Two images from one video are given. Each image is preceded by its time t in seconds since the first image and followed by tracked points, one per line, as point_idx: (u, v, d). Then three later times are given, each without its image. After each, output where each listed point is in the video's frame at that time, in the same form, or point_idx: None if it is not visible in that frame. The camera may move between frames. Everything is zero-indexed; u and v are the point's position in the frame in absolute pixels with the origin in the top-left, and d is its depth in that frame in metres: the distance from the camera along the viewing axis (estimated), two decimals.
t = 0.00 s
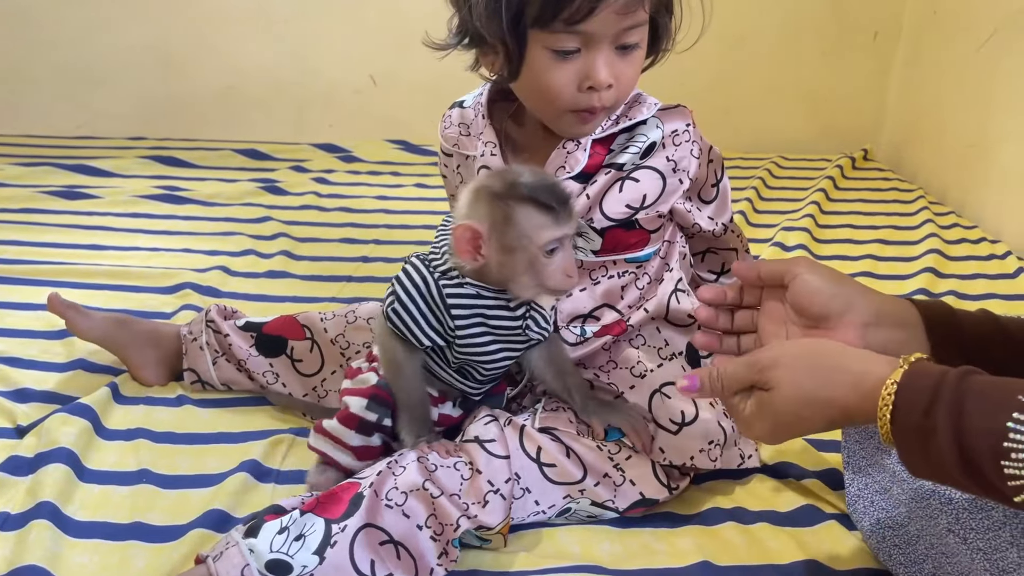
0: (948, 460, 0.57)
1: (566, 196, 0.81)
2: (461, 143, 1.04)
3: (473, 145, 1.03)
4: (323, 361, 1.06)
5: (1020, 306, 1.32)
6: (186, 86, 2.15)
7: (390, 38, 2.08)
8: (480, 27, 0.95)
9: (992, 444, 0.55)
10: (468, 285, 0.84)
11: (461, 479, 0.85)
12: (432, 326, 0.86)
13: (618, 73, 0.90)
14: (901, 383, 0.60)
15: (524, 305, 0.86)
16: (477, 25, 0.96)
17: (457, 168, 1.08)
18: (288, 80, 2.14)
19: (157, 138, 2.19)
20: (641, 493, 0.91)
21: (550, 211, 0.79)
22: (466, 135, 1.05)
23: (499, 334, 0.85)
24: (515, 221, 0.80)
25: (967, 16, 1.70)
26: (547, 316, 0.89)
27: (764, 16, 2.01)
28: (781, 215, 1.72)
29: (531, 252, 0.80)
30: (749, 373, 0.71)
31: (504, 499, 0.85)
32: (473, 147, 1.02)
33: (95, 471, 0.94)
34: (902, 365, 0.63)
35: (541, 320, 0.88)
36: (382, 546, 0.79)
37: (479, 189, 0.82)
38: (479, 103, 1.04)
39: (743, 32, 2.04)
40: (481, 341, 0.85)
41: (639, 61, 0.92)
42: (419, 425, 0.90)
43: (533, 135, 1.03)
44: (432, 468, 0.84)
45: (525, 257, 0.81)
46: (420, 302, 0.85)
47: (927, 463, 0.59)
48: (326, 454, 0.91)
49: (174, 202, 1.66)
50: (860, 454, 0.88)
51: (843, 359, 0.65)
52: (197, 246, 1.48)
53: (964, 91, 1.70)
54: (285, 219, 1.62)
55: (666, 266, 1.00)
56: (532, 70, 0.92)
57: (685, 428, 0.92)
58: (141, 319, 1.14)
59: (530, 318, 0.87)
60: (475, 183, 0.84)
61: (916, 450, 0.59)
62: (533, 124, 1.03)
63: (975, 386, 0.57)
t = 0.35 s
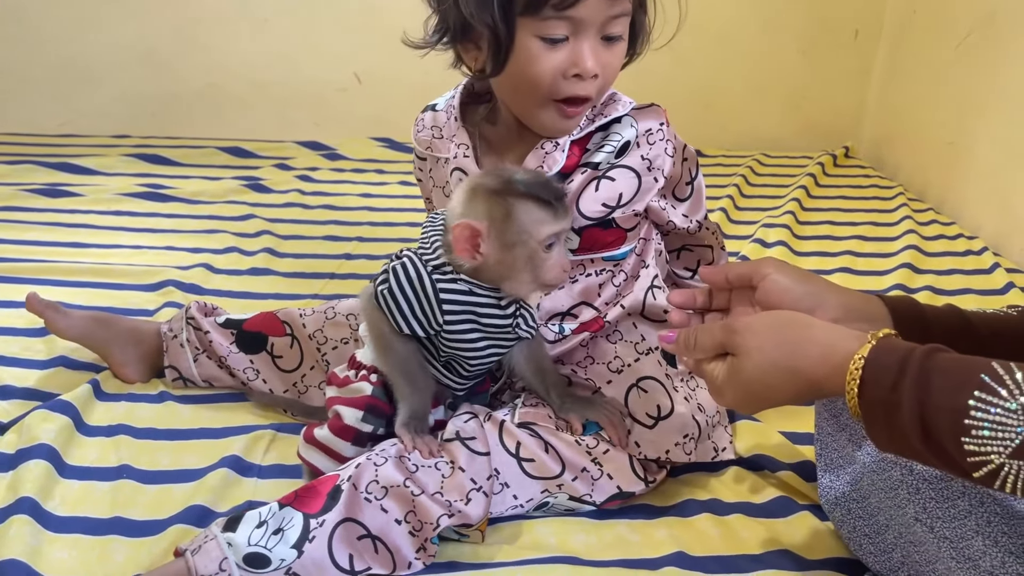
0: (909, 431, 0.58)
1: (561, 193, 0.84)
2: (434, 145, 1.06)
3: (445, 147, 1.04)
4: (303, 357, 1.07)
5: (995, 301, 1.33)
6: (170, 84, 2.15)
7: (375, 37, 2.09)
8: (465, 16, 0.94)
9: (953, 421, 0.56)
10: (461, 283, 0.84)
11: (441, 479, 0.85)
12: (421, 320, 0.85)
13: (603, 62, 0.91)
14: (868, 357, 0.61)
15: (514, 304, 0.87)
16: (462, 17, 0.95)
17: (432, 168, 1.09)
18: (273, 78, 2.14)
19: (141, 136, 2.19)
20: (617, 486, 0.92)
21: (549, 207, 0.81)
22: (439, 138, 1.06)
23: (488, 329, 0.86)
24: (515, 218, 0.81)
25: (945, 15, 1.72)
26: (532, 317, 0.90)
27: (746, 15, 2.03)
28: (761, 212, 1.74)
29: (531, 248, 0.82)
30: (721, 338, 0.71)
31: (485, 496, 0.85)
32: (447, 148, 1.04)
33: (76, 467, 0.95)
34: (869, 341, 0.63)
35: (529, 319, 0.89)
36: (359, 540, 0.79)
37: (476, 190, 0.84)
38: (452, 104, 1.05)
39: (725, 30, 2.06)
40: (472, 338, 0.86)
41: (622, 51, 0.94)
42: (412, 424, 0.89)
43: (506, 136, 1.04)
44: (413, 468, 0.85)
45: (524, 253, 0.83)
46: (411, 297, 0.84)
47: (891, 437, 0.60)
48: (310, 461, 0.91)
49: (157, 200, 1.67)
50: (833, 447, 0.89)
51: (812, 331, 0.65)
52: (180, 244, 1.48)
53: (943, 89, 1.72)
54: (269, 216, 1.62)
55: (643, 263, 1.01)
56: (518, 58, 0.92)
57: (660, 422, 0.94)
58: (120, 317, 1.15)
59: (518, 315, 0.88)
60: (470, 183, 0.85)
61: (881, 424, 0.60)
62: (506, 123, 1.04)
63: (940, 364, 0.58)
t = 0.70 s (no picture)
0: (904, 432, 0.58)
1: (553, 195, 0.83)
2: (420, 142, 1.05)
3: (431, 144, 1.04)
4: (289, 355, 1.06)
5: (982, 297, 1.34)
6: (158, 83, 2.13)
7: (364, 36, 2.08)
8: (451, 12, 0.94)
9: (948, 421, 0.55)
10: (439, 278, 0.84)
11: (428, 477, 0.84)
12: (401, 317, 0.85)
13: (590, 58, 0.91)
14: (861, 359, 0.61)
15: (495, 300, 0.86)
16: (447, 14, 0.95)
17: (419, 168, 1.08)
18: (261, 78, 2.13)
19: (129, 136, 2.18)
20: (605, 482, 0.91)
21: (544, 208, 0.81)
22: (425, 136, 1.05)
23: (469, 325, 0.85)
24: (513, 219, 0.80)
25: (933, 14, 1.72)
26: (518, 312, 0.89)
27: (735, 13, 2.03)
28: (750, 210, 1.74)
29: (525, 250, 0.81)
30: (714, 345, 0.71)
31: (473, 493, 0.85)
32: (434, 146, 1.03)
33: (59, 467, 0.94)
34: (861, 343, 0.63)
35: (512, 315, 0.88)
36: (345, 539, 0.79)
37: (471, 189, 0.82)
38: (438, 103, 1.05)
39: (715, 28, 2.06)
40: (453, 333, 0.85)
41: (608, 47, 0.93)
42: (397, 422, 0.88)
43: (493, 132, 1.04)
44: (399, 466, 0.84)
45: (519, 254, 0.81)
46: (388, 292, 0.85)
47: (885, 438, 0.60)
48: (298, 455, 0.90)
49: (144, 200, 1.66)
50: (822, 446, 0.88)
51: (803, 334, 0.66)
52: (168, 243, 1.47)
53: (931, 87, 1.73)
54: (257, 215, 1.62)
55: (630, 257, 1.01)
56: (505, 54, 0.92)
57: (648, 419, 0.94)
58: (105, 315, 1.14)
59: (501, 311, 0.87)
60: (461, 183, 0.83)
61: (875, 425, 0.60)
62: (492, 120, 1.04)
63: (932, 364, 0.58)
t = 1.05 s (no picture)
0: (852, 403, 0.57)
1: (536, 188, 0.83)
2: (406, 142, 1.05)
3: (417, 144, 1.03)
4: (276, 353, 1.05)
5: (971, 297, 1.34)
6: (146, 85, 2.12)
7: (354, 39, 2.08)
8: (438, 15, 0.93)
9: (895, 389, 0.55)
10: (424, 268, 0.83)
11: (411, 477, 0.83)
12: (391, 311, 0.84)
13: (576, 65, 0.90)
14: (811, 335, 0.59)
15: (483, 292, 0.85)
16: (433, 16, 0.94)
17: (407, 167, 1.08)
18: (249, 80, 2.13)
19: (116, 139, 2.16)
20: (590, 480, 0.91)
21: (523, 201, 0.80)
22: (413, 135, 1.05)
23: (457, 320, 0.85)
24: (488, 210, 0.80)
25: (920, 14, 1.73)
26: (509, 305, 0.87)
27: (724, 14, 2.04)
28: (740, 212, 1.74)
29: (502, 241, 0.81)
30: (669, 322, 0.71)
31: (457, 494, 0.84)
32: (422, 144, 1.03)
33: (39, 472, 0.93)
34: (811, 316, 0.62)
35: (500, 309, 0.86)
36: (326, 541, 0.78)
37: (450, 179, 0.82)
38: (427, 101, 1.05)
39: (704, 30, 2.06)
40: (441, 326, 0.85)
41: (593, 54, 0.93)
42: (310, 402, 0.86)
43: (479, 133, 1.03)
44: (381, 467, 0.83)
45: (496, 245, 0.81)
46: (376, 289, 0.84)
47: (835, 408, 0.59)
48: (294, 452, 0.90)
49: (130, 202, 1.65)
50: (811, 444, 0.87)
51: (755, 310, 0.65)
52: (154, 246, 1.46)
53: (918, 88, 1.73)
54: (244, 218, 1.61)
55: (617, 256, 1.01)
56: (491, 61, 0.91)
57: (632, 419, 0.94)
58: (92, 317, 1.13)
59: (488, 304, 0.85)
60: (443, 172, 0.83)
61: (825, 396, 0.59)
62: (478, 121, 1.03)
63: (881, 333, 0.57)
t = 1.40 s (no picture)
0: (845, 409, 0.57)
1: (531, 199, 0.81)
2: (403, 146, 1.04)
3: (414, 147, 1.02)
4: (266, 360, 1.04)
5: (966, 302, 1.33)
6: (139, 90, 2.12)
7: (348, 43, 2.08)
8: (443, 18, 0.91)
9: (885, 394, 0.54)
10: (412, 292, 0.82)
11: (403, 488, 0.82)
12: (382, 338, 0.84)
13: (578, 74, 0.89)
14: (799, 339, 0.59)
15: (474, 311, 0.84)
16: (437, 19, 0.92)
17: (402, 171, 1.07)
18: (243, 85, 2.12)
19: (108, 144, 2.15)
20: (587, 491, 0.90)
21: (517, 213, 0.79)
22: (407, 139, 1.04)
23: (449, 339, 0.84)
24: (481, 221, 0.79)
25: (914, 18, 1.73)
26: (502, 320, 0.86)
27: (718, 19, 2.04)
28: (734, 216, 1.74)
29: (496, 254, 0.80)
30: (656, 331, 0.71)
31: (451, 507, 0.83)
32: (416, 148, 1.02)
33: (26, 480, 0.92)
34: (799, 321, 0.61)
35: (493, 325, 0.85)
36: (318, 558, 0.76)
37: (444, 191, 0.81)
38: (422, 104, 1.04)
39: (698, 35, 2.06)
40: (435, 347, 0.84)
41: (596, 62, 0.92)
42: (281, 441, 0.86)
43: (479, 135, 1.02)
44: (372, 480, 0.82)
45: (490, 258, 0.80)
46: (366, 315, 0.83)
47: (826, 412, 0.59)
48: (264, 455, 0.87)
49: (122, 208, 1.64)
50: (806, 450, 0.87)
51: (741, 316, 0.65)
52: (145, 252, 1.45)
53: (913, 92, 1.73)
54: (236, 223, 1.60)
55: (616, 259, 1.01)
56: (494, 69, 0.90)
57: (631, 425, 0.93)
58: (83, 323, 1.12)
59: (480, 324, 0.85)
60: (438, 185, 0.82)
61: (815, 400, 0.59)
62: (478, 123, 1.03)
63: (870, 336, 0.56)
